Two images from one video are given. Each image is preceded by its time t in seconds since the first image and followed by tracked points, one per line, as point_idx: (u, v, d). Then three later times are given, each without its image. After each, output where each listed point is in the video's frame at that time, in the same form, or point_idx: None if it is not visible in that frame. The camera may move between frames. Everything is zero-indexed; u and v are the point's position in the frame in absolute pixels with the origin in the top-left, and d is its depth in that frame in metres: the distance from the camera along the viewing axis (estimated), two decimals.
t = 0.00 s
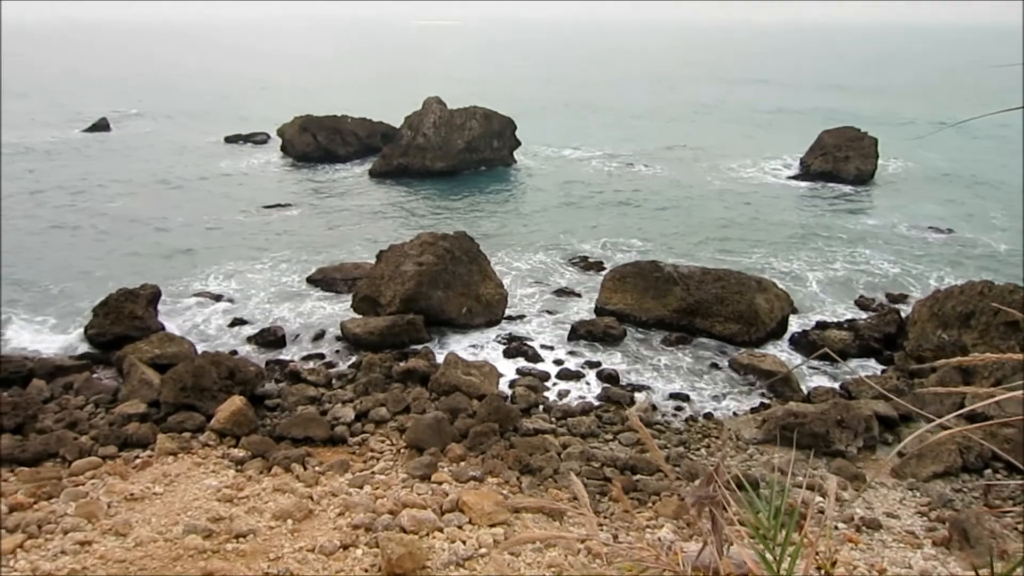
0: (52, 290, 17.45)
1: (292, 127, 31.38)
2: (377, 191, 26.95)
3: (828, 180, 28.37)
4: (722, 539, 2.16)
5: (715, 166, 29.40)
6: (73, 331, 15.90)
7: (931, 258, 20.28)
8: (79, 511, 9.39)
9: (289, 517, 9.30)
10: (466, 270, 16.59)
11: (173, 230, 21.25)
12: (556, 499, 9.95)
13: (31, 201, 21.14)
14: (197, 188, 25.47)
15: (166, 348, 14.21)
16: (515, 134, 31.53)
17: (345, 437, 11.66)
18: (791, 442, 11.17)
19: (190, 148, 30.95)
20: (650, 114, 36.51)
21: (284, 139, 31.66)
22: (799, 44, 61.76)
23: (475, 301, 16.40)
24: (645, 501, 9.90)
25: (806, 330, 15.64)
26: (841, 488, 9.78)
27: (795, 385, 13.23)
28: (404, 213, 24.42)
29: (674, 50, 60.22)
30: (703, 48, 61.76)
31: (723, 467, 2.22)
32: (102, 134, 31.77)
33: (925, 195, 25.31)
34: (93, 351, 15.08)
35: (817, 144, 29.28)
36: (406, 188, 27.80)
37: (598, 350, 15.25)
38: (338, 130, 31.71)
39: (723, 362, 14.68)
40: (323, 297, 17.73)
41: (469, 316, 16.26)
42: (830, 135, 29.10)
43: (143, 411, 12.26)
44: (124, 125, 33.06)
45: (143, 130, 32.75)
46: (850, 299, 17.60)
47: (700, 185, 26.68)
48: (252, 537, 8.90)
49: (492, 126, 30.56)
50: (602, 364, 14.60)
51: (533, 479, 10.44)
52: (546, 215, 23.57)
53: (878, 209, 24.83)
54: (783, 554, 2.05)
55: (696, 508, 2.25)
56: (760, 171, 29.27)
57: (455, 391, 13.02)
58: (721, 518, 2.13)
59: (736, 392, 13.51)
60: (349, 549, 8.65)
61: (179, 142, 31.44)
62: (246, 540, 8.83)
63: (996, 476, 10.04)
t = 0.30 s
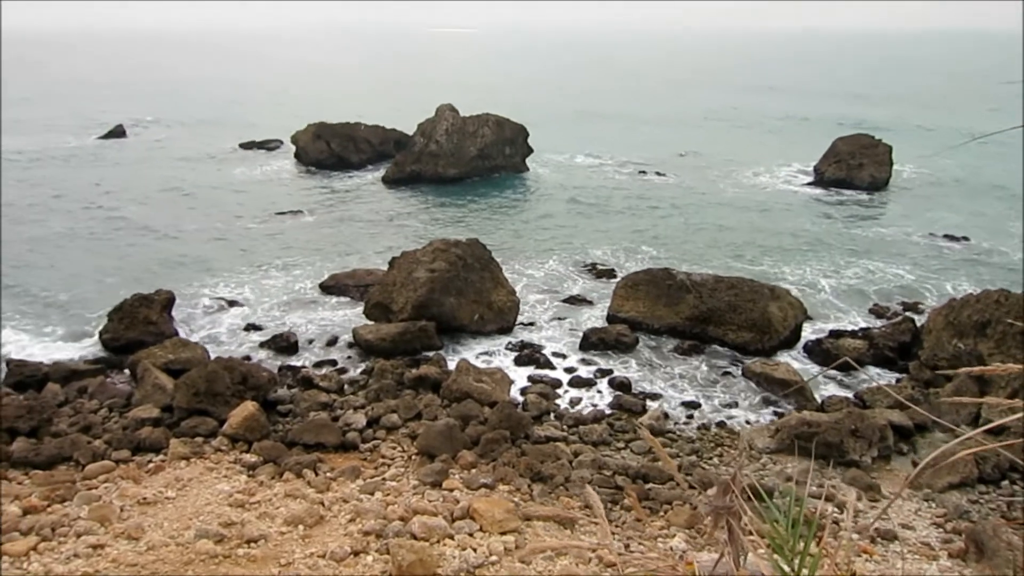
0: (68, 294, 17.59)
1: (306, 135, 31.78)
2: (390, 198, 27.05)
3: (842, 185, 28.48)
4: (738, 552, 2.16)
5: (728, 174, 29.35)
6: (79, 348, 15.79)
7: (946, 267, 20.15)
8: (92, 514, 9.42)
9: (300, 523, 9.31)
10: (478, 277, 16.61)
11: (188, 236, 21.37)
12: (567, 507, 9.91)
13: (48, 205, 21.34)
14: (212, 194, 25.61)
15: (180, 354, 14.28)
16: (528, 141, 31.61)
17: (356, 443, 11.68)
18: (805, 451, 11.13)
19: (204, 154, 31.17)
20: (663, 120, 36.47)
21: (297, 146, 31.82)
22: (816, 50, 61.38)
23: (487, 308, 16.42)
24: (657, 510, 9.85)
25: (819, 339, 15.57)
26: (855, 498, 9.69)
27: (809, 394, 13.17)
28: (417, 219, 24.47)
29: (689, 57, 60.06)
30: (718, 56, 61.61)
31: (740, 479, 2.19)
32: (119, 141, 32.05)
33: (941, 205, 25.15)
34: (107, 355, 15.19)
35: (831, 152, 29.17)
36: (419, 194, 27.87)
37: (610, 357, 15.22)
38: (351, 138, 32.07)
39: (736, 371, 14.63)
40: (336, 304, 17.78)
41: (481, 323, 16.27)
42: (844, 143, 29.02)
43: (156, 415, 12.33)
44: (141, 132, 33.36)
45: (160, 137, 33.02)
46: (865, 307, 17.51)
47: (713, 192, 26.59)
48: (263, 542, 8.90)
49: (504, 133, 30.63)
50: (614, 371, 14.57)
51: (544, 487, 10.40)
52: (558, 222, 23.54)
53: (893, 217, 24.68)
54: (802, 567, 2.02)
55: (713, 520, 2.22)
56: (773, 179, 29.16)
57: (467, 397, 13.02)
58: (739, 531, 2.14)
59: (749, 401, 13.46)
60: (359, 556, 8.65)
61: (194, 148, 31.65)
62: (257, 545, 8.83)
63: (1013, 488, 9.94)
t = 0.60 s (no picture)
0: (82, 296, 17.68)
1: (321, 139, 31.60)
2: (404, 203, 27.14)
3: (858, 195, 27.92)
4: (755, 561, 2.10)
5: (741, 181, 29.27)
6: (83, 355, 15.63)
7: (962, 277, 20.02)
8: (105, 515, 9.48)
9: (312, 527, 9.33)
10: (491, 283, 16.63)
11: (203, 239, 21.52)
12: (578, 514, 9.88)
13: (67, 208, 21.57)
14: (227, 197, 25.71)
15: (194, 356, 14.37)
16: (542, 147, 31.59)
17: (368, 447, 11.71)
18: (818, 460, 11.07)
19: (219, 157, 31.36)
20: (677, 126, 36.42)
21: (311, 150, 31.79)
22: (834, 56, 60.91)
23: (499, 313, 16.46)
24: (669, 518, 9.82)
25: (834, 347, 15.49)
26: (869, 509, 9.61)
27: (823, 403, 13.10)
28: (430, 224, 24.55)
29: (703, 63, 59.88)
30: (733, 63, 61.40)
31: (758, 490, 2.16)
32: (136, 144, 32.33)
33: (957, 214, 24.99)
34: (122, 357, 15.32)
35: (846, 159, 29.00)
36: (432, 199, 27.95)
37: (622, 364, 15.19)
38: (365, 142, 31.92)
39: (749, 378, 14.57)
40: (349, 308, 17.85)
41: (493, 329, 16.29)
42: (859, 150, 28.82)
43: (170, 418, 12.40)
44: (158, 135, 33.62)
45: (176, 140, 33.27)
46: (880, 316, 17.42)
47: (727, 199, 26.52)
48: (275, 545, 8.93)
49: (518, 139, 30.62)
50: (626, 378, 14.53)
51: (555, 494, 10.38)
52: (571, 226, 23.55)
53: (909, 225, 24.54)
54: None
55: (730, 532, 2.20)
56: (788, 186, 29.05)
57: (479, 403, 13.03)
58: (755, 541, 2.08)
59: (762, 408, 13.42)
60: (370, 560, 8.66)
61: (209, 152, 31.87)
62: (269, 548, 8.86)
63: None
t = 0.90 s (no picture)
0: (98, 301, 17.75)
1: (335, 144, 31.73)
2: (418, 207, 27.22)
3: (875, 199, 27.75)
4: (774, 568, 2.10)
5: (756, 186, 29.14)
6: (96, 359, 15.62)
7: (980, 283, 19.85)
8: (121, 517, 9.53)
9: (326, 531, 9.35)
10: (505, 287, 16.64)
11: (218, 243, 21.65)
12: (592, 520, 9.84)
13: (85, 215, 21.77)
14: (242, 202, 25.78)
15: (209, 360, 14.44)
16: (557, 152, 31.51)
17: (381, 451, 11.73)
18: (833, 468, 11.00)
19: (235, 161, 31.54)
20: (691, 130, 36.35)
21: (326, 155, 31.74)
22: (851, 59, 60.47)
23: (513, 318, 16.44)
24: (682, 524, 9.78)
25: (849, 354, 15.38)
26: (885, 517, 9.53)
27: (838, 410, 13.02)
28: (444, 229, 24.61)
29: (718, 68, 59.61)
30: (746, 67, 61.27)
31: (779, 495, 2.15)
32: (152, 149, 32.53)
33: (975, 221, 24.80)
34: (138, 360, 15.42)
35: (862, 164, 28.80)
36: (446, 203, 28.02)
37: (636, 369, 15.15)
38: (380, 147, 32.20)
39: (763, 385, 14.49)
40: (363, 313, 17.92)
41: (506, 333, 16.28)
42: (875, 155, 28.67)
43: (185, 420, 12.46)
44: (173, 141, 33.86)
45: (191, 145, 33.49)
46: (898, 322, 17.29)
47: (741, 204, 26.42)
48: (288, 548, 8.95)
49: (532, 144, 30.55)
50: (640, 384, 14.49)
51: (568, 499, 10.36)
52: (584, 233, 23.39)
53: (926, 231, 24.35)
54: None
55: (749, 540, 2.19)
56: (804, 191, 28.92)
57: (492, 408, 13.02)
58: (774, 548, 2.08)
59: (776, 415, 13.34)
60: (384, 564, 8.65)
61: (225, 157, 32.07)
62: (283, 552, 8.88)
63: None
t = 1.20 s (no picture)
0: (114, 303, 17.86)
1: (352, 148, 31.90)
2: (434, 211, 27.33)
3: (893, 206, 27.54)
4: None
5: (773, 190, 29.01)
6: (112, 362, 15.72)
7: (1000, 292, 19.67)
8: (138, 518, 9.61)
9: (340, 533, 9.38)
10: (520, 291, 16.64)
11: (236, 245, 21.82)
12: (606, 525, 9.81)
13: (105, 218, 22.02)
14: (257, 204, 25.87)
15: (226, 362, 14.54)
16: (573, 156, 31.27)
17: (396, 454, 11.76)
18: (850, 476, 10.93)
19: (252, 164, 31.78)
20: (707, 133, 36.26)
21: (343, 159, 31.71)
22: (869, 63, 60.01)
23: (529, 322, 16.42)
24: (696, 530, 9.74)
25: (867, 360, 15.28)
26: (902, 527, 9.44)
27: (856, 417, 12.93)
28: (460, 232, 24.67)
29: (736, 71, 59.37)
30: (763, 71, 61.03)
31: (799, 504, 2.16)
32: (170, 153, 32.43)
33: (995, 229, 24.59)
34: (155, 361, 15.57)
35: (880, 170, 28.55)
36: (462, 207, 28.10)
37: (651, 374, 15.12)
38: (396, 152, 32.32)
39: (779, 392, 14.41)
40: (378, 317, 18.01)
41: (521, 338, 16.29)
42: (894, 161, 28.34)
43: (202, 422, 12.56)
44: (191, 144, 34.22)
45: (209, 148, 33.80)
46: (917, 331, 17.22)
47: (758, 209, 26.31)
48: (303, 550, 8.98)
49: (548, 148, 30.44)
50: (655, 389, 14.45)
51: (582, 504, 10.35)
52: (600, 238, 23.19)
53: (945, 238, 24.16)
54: None
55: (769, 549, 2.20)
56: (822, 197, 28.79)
57: (506, 411, 13.03)
58: (794, 555, 2.08)
59: (793, 422, 13.24)
60: (397, 567, 8.67)
61: (242, 160, 32.32)
62: (297, 553, 8.92)
63: None
